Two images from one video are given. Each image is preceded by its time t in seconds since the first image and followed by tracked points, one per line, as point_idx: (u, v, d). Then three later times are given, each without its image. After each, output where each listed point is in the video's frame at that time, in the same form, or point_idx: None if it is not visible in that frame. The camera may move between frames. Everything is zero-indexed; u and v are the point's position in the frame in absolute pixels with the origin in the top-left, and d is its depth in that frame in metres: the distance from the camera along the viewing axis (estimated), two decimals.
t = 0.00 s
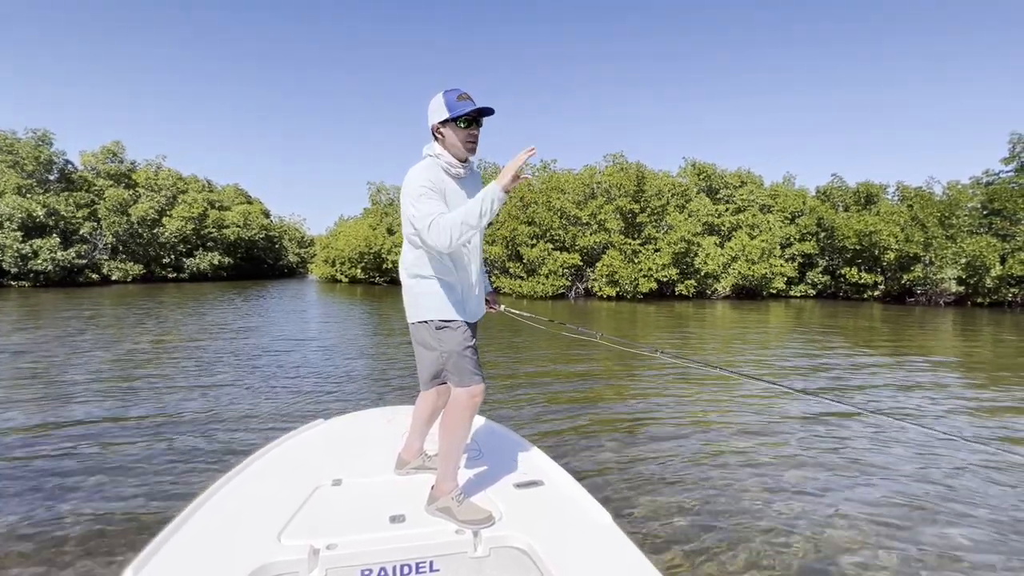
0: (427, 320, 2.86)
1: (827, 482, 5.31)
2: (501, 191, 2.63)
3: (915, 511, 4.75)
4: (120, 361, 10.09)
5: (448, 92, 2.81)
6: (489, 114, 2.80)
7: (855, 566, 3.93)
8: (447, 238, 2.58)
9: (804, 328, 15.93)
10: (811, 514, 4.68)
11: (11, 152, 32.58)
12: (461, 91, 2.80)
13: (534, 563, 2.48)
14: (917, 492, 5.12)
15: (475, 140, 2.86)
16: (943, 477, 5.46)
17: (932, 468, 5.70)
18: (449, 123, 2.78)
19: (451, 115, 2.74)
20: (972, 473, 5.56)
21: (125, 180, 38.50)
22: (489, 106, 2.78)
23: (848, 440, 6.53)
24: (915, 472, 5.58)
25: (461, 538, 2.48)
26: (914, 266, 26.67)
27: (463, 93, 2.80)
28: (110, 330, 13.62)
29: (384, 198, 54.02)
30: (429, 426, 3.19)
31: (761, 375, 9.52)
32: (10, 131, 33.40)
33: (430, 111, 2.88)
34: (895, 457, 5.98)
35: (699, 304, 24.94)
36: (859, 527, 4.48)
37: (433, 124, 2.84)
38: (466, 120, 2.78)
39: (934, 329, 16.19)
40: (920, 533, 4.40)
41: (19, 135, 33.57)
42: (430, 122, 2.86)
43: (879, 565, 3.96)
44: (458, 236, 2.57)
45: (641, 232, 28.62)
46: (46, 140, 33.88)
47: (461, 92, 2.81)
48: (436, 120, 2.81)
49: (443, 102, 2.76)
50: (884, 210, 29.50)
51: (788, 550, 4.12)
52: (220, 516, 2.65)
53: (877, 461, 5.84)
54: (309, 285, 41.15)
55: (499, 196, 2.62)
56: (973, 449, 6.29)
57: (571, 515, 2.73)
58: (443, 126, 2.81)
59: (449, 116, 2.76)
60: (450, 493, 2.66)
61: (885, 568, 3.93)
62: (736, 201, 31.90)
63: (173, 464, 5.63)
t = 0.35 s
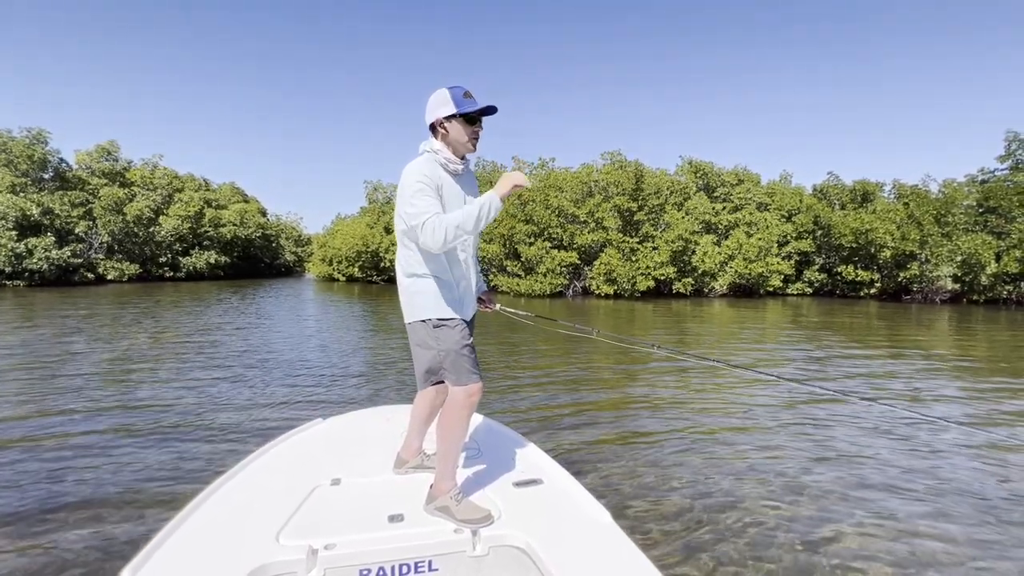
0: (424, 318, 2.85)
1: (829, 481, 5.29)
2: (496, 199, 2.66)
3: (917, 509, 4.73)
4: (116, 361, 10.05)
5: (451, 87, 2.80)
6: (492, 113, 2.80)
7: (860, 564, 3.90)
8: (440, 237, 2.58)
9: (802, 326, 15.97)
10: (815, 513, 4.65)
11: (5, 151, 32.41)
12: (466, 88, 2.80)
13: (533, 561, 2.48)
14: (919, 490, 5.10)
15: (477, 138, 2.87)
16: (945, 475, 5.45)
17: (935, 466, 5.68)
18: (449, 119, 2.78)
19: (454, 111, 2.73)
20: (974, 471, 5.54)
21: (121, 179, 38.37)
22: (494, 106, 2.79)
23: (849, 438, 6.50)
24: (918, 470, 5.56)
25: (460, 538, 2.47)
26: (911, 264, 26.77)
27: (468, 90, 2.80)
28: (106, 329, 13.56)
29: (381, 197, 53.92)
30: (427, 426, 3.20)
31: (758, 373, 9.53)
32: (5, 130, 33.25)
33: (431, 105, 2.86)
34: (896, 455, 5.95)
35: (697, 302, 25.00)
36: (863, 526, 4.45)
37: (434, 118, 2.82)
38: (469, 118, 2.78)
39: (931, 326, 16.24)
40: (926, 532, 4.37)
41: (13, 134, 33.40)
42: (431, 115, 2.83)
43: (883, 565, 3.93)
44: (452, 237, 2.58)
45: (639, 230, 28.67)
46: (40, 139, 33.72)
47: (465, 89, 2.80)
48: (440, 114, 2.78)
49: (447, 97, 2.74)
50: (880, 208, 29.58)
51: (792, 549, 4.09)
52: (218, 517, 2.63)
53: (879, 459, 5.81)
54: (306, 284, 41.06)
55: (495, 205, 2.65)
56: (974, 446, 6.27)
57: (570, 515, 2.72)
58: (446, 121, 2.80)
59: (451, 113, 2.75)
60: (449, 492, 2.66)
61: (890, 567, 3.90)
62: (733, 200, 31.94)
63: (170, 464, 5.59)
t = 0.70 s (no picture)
0: (424, 316, 2.84)
1: (829, 479, 5.29)
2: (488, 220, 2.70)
3: (917, 508, 4.73)
4: (113, 360, 10.01)
5: (455, 87, 2.80)
6: (495, 114, 2.80)
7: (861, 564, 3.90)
8: (431, 249, 2.62)
9: (800, 323, 15.99)
10: (816, 512, 4.65)
11: None
12: (470, 88, 2.81)
13: (535, 559, 2.48)
14: (919, 488, 5.10)
15: (479, 138, 2.87)
16: (944, 473, 5.45)
17: (934, 463, 5.69)
18: (450, 118, 2.77)
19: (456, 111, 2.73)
20: (974, 469, 5.55)
21: (117, 178, 38.22)
22: (496, 107, 2.80)
23: (848, 436, 6.51)
24: (916, 468, 5.57)
25: (462, 536, 2.47)
26: (908, 261, 26.86)
27: (473, 90, 2.80)
28: (103, 328, 13.52)
29: (378, 195, 53.84)
30: (428, 423, 3.20)
31: (757, 370, 9.53)
32: None
33: (433, 105, 2.85)
34: (895, 452, 5.97)
35: (695, 300, 25.05)
36: (863, 524, 4.45)
37: (437, 117, 2.80)
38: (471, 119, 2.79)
39: (929, 324, 16.27)
40: (927, 531, 4.37)
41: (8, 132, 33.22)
42: (433, 114, 2.81)
43: (884, 563, 3.93)
44: (443, 251, 2.63)
45: (637, 228, 28.72)
46: (36, 137, 33.59)
47: (469, 89, 2.81)
48: (444, 114, 2.77)
49: (451, 96, 2.74)
50: (878, 206, 29.63)
51: (792, 547, 4.10)
52: (220, 515, 2.62)
53: (878, 456, 5.82)
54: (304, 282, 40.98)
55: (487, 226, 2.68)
56: (973, 444, 6.28)
57: (572, 513, 2.72)
58: (449, 120, 2.78)
59: (454, 115, 2.76)
60: (450, 491, 2.66)
61: (892, 566, 3.89)
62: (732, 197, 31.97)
63: (169, 463, 5.57)
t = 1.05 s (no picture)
0: (426, 314, 2.83)
1: (829, 475, 5.29)
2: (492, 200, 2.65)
3: (918, 504, 4.72)
4: (111, 359, 9.97)
5: (455, 83, 2.80)
6: (494, 110, 2.80)
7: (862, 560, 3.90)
8: (445, 242, 2.61)
9: (798, 321, 16.02)
10: (817, 508, 4.64)
11: None
12: (469, 84, 2.80)
13: (536, 557, 2.48)
14: (920, 484, 5.10)
15: (478, 133, 2.86)
16: (944, 469, 5.45)
17: (934, 458, 5.69)
18: (450, 115, 2.77)
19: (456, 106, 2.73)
20: (974, 463, 5.55)
21: (114, 176, 38.18)
22: (496, 102, 2.79)
23: (847, 431, 6.53)
24: (915, 463, 5.59)
25: (462, 533, 2.47)
26: (905, 258, 26.92)
27: (472, 86, 2.80)
28: (101, 327, 13.48)
29: (377, 193, 53.80)
30: (428, 421, 3.20)
31: (756, 366, 9.55)
32: None
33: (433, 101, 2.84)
34: (894, 448, 5.98)
35: (693, 297, 25.09)
36: (864, 520, 4.45)
37: (437, 114, 2.80)
38: (471, 115, 2.79)
39: (926, 321, 16.32)
40: (928, 526, 4.36)
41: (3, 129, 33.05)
42: (433, 111, 2.80)
43: (883, 558, 3.94)
44: (454, 244, 2.62)
45: (635, 226, 28.76)
46: (31, 135, 33.43)
47: (467, 86, 2.81)
48: (444, 110, 2.76)
49: (451, 92, 2.73)
50: (875, 204, 29.67)
51: (791, 542, 4.11)
52: (221, 513, 2.62)
53: (877, 451, 5.84)
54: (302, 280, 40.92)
55: (491, 213, 2.66)
56: (973, 439, 6.28)
57: (572, 510, 2.72)
58: (450, 117, 2.78)
59: (453, 111, 2.75)
60: (450, 489, 2.65)
61: (890, 561, 3.91)
62: (730, 195, 31.97)
63: (169, 461, 5.56)
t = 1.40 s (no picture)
0: (426, 311, 2.83)
1: (829, 472, 5.28)
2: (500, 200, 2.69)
3: (919, 502, 4.72)
4: (110, 357, 9.95)
5: (455, 80, 2.79)
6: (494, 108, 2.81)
7: (863, 558, 3.89)
8: (453, 237, 2.62)
9: (796, 318, 16.04)
10: (818, 506, 4.63)
11: None
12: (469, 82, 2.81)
13: (537, 554, 2.48)
14: (920, 482, 5.09)
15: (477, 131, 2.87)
16: (943, 466, 5.45)
17: (935, 456, 5.68)
18: (451, 111, 2.76)
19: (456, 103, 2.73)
20: (974, 461, 5.55)
21: (111, 173, 38.08)
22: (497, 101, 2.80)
23: (845, 428, 6.55)
24: (912, 459, 5.61)
25: (463, 530, 2.47)
26: (903, 256, 26.94)
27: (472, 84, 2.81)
28: (99, 325, 13.45)
29: (375, 190, 53.72)
30: (429, 419, 3.20)
31: (754, 363, 9.57)
32: None
33: (432, 97, 2.83)
34: (892, 444, 6.01)
35: (692, 295, 25.09)
36: (864, 518, 4.44)
37: (438, 111, 2.79)
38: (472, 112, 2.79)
39: (924, 318, 16.35)
40: (930, 524, 4.35)
41: None
42: (434, 107, 2.80)
43: (881, 553, 3.96)
44: (463, 238, 2.64)
45: (634, 224, 28.79)
46: (27, 132, 33.29)
47: (467, 82, 2.81)
48: (445, 106, 2.76)
49: (452, 89, 2.73)
50: (873, 202, 29.70)
51: (789, 538, 4.13)
52: (222, 511, 2.62)
53: (874, 449, 5.86)
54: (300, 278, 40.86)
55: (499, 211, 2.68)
56: (973, 437, 6.28)
57: (572, 507, 2.73)
58: (451, 113, 2.78)
59: (454, 108, 2.76)
60: (451, 486, 2.65)
61: (887, 556, 3.93)
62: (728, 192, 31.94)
63: (169, 459, 5.56)
